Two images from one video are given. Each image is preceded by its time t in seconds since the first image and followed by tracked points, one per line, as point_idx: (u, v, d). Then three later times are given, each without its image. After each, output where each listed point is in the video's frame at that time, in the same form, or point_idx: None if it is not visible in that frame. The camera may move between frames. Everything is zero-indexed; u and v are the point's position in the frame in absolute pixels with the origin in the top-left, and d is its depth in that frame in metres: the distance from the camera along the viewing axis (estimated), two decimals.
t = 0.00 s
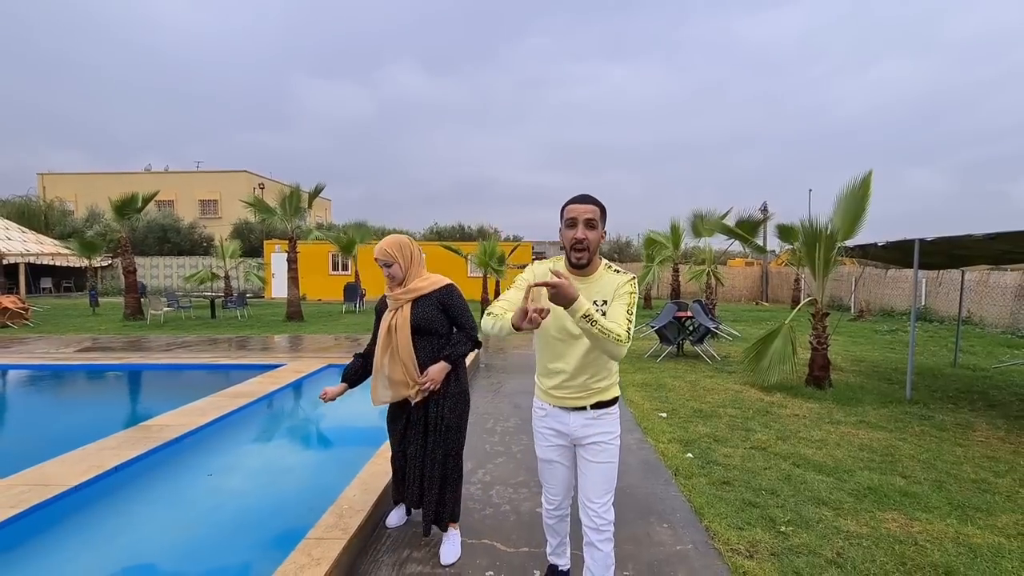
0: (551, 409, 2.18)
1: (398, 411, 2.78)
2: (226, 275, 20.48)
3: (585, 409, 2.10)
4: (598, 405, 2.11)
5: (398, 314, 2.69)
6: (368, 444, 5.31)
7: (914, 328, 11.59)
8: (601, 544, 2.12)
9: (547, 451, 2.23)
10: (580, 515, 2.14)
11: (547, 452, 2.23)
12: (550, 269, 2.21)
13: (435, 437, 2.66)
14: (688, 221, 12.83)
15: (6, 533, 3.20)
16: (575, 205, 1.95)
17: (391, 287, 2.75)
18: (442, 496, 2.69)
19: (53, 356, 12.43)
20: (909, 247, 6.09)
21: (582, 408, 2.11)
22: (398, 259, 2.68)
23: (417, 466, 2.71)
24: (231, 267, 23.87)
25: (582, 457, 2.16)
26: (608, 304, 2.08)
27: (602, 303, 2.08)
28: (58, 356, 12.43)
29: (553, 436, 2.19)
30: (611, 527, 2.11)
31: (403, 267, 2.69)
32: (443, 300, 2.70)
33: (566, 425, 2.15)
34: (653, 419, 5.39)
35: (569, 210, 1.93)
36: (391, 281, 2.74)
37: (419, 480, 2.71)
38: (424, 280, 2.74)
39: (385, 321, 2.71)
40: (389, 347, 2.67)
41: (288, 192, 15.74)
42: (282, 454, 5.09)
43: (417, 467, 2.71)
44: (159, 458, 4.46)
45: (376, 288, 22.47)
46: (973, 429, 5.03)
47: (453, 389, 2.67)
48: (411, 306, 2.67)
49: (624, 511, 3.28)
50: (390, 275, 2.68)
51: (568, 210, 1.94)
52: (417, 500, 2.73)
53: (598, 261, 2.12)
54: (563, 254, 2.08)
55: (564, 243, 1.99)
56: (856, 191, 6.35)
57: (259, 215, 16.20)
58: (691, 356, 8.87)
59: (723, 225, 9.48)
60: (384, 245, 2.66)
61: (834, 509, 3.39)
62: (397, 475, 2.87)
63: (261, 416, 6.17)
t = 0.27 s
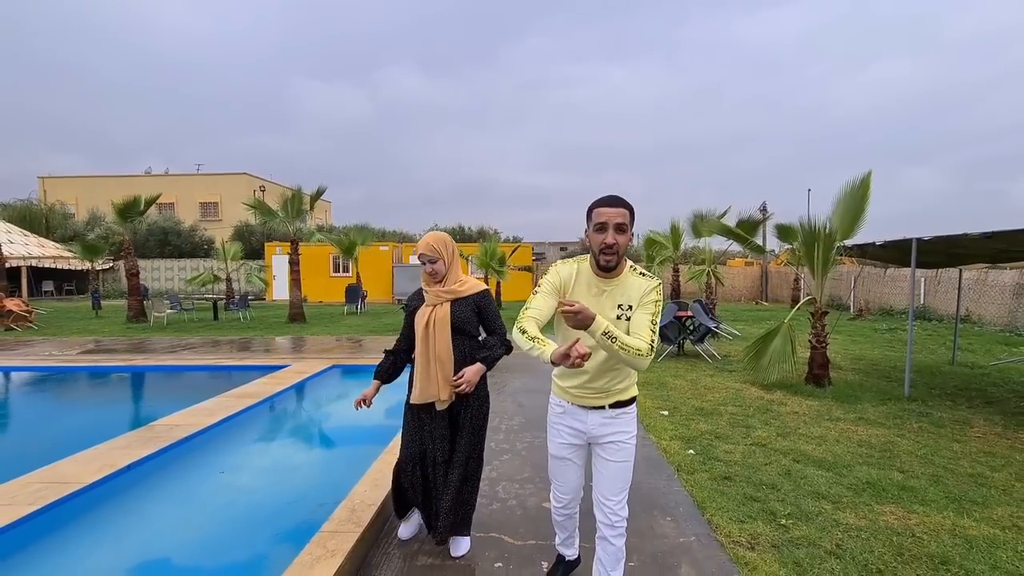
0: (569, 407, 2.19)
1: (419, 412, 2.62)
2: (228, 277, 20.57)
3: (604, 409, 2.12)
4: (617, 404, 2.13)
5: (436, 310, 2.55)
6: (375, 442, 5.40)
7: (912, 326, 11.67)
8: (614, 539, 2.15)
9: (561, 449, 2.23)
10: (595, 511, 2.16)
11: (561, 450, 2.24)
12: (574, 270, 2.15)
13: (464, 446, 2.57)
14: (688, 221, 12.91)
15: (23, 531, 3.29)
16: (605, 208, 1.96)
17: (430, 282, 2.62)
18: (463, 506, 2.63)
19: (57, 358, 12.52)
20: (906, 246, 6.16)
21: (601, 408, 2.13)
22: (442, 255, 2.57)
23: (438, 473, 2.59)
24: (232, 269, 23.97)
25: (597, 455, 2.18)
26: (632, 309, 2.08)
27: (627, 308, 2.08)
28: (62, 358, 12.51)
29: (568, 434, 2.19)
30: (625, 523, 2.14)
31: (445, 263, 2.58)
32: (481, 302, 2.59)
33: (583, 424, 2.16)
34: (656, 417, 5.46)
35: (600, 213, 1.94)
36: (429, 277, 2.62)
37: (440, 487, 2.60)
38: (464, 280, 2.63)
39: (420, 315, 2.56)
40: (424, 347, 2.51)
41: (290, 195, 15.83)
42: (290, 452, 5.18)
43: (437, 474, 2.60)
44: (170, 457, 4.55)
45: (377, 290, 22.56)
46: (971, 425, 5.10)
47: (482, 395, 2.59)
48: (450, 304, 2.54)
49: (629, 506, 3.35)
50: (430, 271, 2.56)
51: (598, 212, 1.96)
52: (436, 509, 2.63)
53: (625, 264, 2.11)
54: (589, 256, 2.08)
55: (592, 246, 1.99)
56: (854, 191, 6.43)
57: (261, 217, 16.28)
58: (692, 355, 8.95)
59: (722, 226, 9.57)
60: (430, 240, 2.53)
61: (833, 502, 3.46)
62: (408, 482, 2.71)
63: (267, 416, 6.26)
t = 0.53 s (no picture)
0: (574, 404, 2.22)
1: (437, 419, 2.47)
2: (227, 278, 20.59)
3: (610, 407, 2.16)
4: (622, 403, 2.17)
5: (453, 313, 2.42)
6: (376, 441, 5.46)
7: (908, 325, 11.76)
8: (616, 534, 2.21)
9: (565, 446, 2.25)
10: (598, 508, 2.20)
11: (565, 447, 2.26)
12: (581, 268, 2.20)
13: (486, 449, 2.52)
14: (686, 222, 12.99)
15: (32, 528, 3.35)
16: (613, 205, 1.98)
17: (444, 283, 2.48)
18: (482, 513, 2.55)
19: (57, 359, 12.54)
20: (901, 246, 6.24)
21: (607, 407, 2.17)
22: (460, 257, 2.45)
23: (462, 482, 2.47)
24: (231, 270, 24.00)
25: (601, 454, 2.22)
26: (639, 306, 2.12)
27: (634, 305, 2.12)
28: (62, 359, 12.54)
29: (573, 432, 2.23)
30: (627, 519, 2.19)
31: (463, 265, 2.46)
32: (496, 307, 2.52)
33: (588, 422, 2.19)
34: (654, 415, 5.53)
35: (606, 210, 1.95)
36: (444, 278, 2.48)
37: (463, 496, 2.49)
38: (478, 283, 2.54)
39: (436, 318, 2.42)
40: (445, 352, 2.38)
41: (289, 196, 15.88)
42: (293, 451, 5.26)
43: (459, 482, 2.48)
44: (175, 455, 4.62)
45: (376, 290, 22.60)
46: (964, 422, 5.17)
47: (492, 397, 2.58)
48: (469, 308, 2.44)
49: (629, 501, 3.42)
50: (448, 272, 2.42)
51: (605, 209, 1.97)
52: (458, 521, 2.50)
53: (632, 261, 2.15)
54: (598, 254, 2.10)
55: (600, 243, 2.01)
56: (849, 192, 6.51)
57: (261, 219, 16.31)
58: (690, 355, 9.03)
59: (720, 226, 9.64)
60: (451, 240, 2.41)
61: (827, 497, 3.54)
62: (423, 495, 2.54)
63: (269, 416, 6.33)
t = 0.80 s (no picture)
0: (572, 407, 2.23)
1: (450, 434, 2.40)
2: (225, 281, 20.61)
3: (608, 410, 2.18)
4: (620, 406, 2.20)
5: (455, 322, 2.40)
6: (375, 442, 5.52)
7: (902, 327, 11.85)
8: (611, 536, 2.24)
9: (563, 449, 2.24)
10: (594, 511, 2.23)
11: (562, 450, 2.24)
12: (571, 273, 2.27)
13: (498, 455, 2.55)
14: (682, 224, 13.08)
15: (35, 528, 3.39)
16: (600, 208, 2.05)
17: (442, 292, 2.45)
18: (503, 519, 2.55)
19: (54, 363, 12.54)
20: (893, 249, 6.33)
21: (604, 410, 2.19)
22: (458, 265, 2.45)
23: (480, 494, 2.41)
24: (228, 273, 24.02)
25: (599, 457, 2.24)
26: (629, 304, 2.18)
27: (623, 304, 2.18)
28: (60, 363, 12.54)
29: (571, 434, 2.23)
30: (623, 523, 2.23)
31: (460, 273, 2.46)
32: (493, 315, 2.54)
33: (586, 425, 2.21)
34: (650, 416, 5.59)
35: (595, 213, 2.01)
36: (441, 286, 2.46)
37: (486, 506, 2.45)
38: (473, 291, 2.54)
39: (439, 328, 2.38)
40: (450, 360, 2.35)
41: (287, 199, 15.93)
42: (293, 452, 5.32)
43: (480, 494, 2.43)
44: (176, 457, 4.67)
45: (374, 293, 22.64)
46: (955, 422, 5.25)
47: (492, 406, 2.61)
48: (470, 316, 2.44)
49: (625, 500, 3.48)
50: (447, 280, 2.41)
51: (593, 212, 2.03)
52: (484, 533, 2.44)
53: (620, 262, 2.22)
54: (587, 257, 2.16)
55: (589, 245, 2.07)
56: (840, 195, 6.60)
57: (258, 222, 16.35)
58: (686, 356, 9.11)
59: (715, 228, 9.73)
60: (450, 249, 2.40)
61: (819, 496, 3.61)
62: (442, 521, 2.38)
63: (269, 418, 6.38)
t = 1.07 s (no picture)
0: (564, 413, 2.25)
1: (449, 441, 2.44)
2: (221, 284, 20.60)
3: (598, 413, 2.22)
4: (609, 408, 2.25)
5: (445, 323, 2.43)
6: (372, 444, 5.57)
7: (894, 328, 11.97)
8: (602, 533, 2.31)
9: (556, 455, 2.25)
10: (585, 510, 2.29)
11: (554, 456, 2.26)
12: (548, 282, 2.31)
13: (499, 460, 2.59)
14: (676, 227, 13.18)
15: (36, 529, 3.43)
16: (572, 215, 2.11)
17: (430, 294, 2.48)
18: (507, 524, 2.58)
19: (50, 366, 12.53)
20: (882, 251, 6.43)
21: (595, 412, 2.23)
22: (445, 265, 2.48)
23: (478, 501, 2.44)
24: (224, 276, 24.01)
25: (589, 460, 2.28)
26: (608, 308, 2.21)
27: (603, 307, 2.21)
28: (55, 367, 12.53)
29: (564, 440, 2.24)
30: (612, 520, 2.30)
31: (447, 273, 2.49)
32: (484, 314, 2.57)
33: (579, 430, 2.23)
34: (644, 417, 5.66)
35: (567, 222, 2.07)
36: (429, 288, 2.49)
37: (487, 512, 2.47)
38: (462, 291, 2.58)
39: (429, 329, 2.41)
40: (442, 361, 2.39)
41: (283, 202, 15.96)
42: (291, 453, 5.38)
43: (479, 500, 2.46)
44: (174, 458, 4.71)
45: (370, 296, 22.67)
46: (943, 422, 5.34)
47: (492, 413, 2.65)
48: (460, 315, 2.48)
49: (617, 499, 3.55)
50: (434, 281, 2.43)
51: (566, 220, 2.09)
52: (485, 540, 2.46)
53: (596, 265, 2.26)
54: (563, 265, 2.21)
55: (564, 253, 2.13)
56: (829, 199, 6.69)
57: (255, 225, 16.38)
58: (681, 358, 9.18)
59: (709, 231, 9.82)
60: (437, 248, 2.42)
61: (808, 494, 3.68)
62: (438, 528, 2.42)
63: (266, 420, 6.42)
